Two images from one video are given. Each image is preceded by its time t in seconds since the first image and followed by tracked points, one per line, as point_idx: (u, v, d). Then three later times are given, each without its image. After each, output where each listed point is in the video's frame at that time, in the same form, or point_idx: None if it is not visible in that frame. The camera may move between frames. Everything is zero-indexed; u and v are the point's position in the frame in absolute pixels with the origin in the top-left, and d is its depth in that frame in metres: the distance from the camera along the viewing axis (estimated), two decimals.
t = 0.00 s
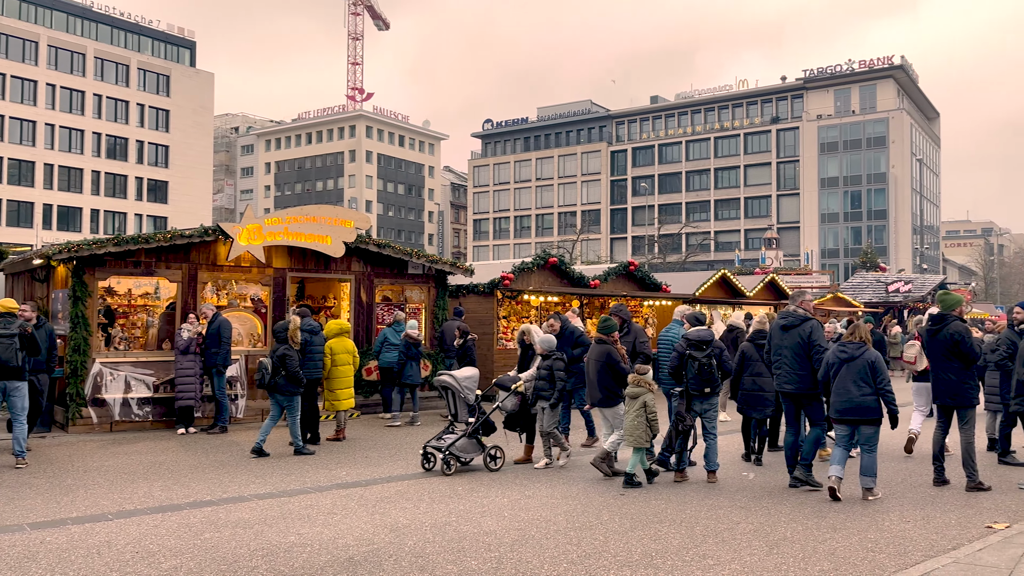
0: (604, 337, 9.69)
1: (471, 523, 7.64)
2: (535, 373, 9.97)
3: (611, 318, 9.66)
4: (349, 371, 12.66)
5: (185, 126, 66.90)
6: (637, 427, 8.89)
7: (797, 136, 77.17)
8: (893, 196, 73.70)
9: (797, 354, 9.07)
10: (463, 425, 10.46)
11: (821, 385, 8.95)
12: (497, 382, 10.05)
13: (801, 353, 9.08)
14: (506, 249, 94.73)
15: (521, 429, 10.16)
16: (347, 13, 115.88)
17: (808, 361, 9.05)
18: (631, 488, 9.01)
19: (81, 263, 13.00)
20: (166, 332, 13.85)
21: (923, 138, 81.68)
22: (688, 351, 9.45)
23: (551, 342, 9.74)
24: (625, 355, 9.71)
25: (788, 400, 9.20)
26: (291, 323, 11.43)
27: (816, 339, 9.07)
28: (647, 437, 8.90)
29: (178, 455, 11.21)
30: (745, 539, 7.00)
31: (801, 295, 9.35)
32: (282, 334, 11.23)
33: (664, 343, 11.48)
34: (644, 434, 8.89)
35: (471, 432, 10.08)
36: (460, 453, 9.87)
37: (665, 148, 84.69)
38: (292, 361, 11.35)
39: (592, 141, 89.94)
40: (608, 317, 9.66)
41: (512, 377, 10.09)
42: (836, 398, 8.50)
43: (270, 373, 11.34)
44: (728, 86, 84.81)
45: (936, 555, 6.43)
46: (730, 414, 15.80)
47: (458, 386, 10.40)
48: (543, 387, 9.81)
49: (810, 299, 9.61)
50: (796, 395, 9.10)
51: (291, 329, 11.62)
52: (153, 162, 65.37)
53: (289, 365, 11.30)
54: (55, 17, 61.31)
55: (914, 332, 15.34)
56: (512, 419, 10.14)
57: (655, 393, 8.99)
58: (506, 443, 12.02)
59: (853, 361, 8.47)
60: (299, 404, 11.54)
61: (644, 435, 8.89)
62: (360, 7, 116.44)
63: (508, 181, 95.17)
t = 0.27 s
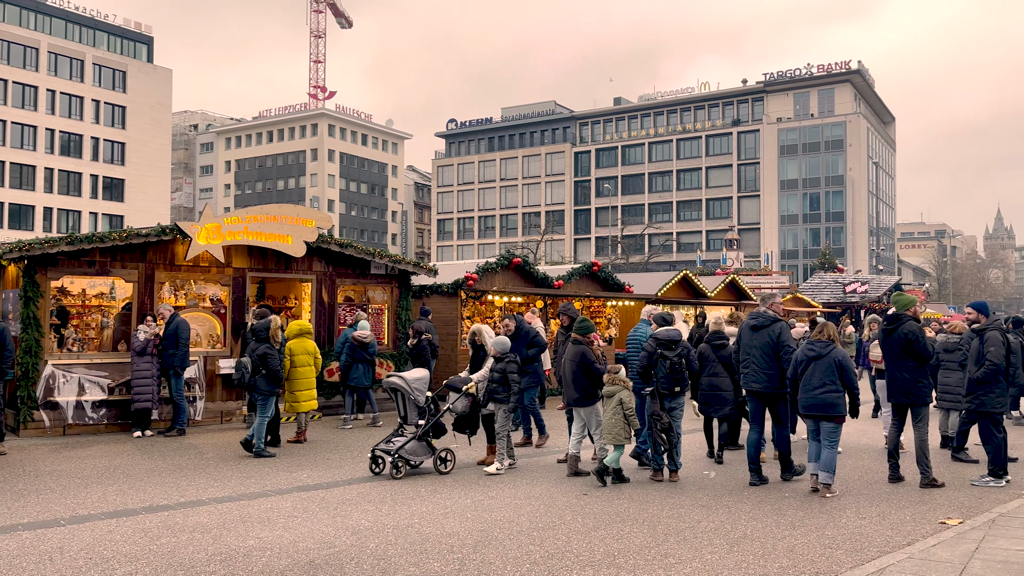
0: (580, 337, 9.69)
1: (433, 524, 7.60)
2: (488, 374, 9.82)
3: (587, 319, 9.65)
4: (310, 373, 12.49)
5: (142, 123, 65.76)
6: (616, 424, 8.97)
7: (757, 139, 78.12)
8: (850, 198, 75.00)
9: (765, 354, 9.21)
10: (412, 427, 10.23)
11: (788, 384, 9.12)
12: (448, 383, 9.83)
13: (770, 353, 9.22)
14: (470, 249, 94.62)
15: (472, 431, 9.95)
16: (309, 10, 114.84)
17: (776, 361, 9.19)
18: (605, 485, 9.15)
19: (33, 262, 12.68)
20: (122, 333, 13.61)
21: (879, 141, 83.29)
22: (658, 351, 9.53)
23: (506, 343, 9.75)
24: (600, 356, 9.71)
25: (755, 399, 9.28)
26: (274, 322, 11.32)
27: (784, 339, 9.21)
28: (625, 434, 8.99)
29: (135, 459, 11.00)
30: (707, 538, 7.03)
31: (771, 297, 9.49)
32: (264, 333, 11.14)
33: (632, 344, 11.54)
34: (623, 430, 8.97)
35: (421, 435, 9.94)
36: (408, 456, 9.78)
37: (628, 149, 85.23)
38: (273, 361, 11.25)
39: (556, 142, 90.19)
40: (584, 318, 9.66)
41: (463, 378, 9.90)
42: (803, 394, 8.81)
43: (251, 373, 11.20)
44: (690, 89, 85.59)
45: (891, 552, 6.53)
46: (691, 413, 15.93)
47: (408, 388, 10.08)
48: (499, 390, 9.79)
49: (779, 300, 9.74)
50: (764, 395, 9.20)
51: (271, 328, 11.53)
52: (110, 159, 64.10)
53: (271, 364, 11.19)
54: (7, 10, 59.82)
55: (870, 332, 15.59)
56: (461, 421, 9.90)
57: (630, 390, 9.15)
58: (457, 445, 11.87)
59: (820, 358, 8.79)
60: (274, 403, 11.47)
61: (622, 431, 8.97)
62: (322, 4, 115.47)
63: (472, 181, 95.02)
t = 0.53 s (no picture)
0: (557, 336, 9.68)
1: (397, 524, 7.54)
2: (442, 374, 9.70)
3: (564, 318, 9.66)
4: (273, 373, 12.29)
5: (99, 118, 64.50)
6: (593, 419, 9.14)
7: (720, 140, 78.95)
8: (810, 199, 76.03)
9: (740, 353, 9.45)
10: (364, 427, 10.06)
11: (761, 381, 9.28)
12: (400, 383, 9.62)
13: (745, 353, 9.47)
14: (435, 248, 94.26)
15: (424, 432, 9.76)
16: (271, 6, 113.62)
17: (750, 359, 9.45)
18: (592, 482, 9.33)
19: None
20: (78, 333, 13.44)
21: (838, 144, 84.61)
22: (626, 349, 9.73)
23: (461, 342, 9.67)
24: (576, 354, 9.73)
25: (728, 397, 9.41)
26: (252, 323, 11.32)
27: (758, 340, 9.52)
28: (601, 429, 9.15)
29: (91, 461, 10.76)
30: (670, 535, 7.06)
31: (748, 299, 9.81)
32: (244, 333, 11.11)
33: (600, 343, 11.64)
34: (600, 425, 9.14)
35: (372, 436, 9.75)
36: (360, 458, 9.59)
37: (592, 149, 85.57)
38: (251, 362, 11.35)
39: (521, 141, 90.22)
40: (561, 318, 9.67)
41: (415, 377, 9.74)
42: (769, 391, 9.01)
43: (228, 373, 11.30)
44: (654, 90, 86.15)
45: (850, 547, 6.61)
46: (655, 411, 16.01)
47: (359, 388, 9.91)
48: (452, 388, 9.79)
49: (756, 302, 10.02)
50: (737, 394, 9.36)
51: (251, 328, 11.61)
52: (66, 154, 62.75)
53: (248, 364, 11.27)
54: None
55: (827, 331, 15.83)
56: (413, 421, 9.72)
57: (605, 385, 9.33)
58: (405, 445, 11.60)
59: (786, 359, 8.94)
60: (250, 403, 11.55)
61: (599, 426, 9.14)
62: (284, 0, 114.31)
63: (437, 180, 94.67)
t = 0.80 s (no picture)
0: (526, 334, 9.88)
1: (355, 525, 7.45)
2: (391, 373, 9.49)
3: (533, 316, 9.84)
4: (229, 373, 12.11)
5: (48, 112, 62.99)
6: (562, 417, 9.23)
7: (678, 140, 79.61)
8: (766, 199, 77.05)
9: (707, 347, 9.99)
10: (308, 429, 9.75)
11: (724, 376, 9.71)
12: (345, 383, 9.44)
13: (712, 347, 10.00)
14: (394, 246, 93.68)
15: (372, 432, 9.67)
16: None
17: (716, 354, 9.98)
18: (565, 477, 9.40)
19: None
20: (25, 333, 12.99)
21: (793, 145, 85.93)
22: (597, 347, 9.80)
23: (409, 341, 9.38)
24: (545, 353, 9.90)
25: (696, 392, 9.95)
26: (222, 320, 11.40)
27: (726, 335, 10.08)
28: (569, 429, 9.24)
29: (38, 463, 10.47)
30: (628, 531, 7.09)
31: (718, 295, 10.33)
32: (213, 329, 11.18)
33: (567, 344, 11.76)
34: (570, 427, 9.24)
35: (316, 437, 9.51)
36: (303, 460, 9.36)
37: (553, 148, 85.75)
38: (221, 358, 11.37)
39: (482, 139, 90.01)
40: (530, 315, 9.85)
41: (362, 378, 9.53)
42: (731, 386, 9.28)
43: (198, 370, 11.25)
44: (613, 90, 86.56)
45: (805, 541, 6.69)
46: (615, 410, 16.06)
47: (303, 389, 9.59)
48: (400, 388, 9.49)
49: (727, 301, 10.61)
50: (705, 386, 9.88)
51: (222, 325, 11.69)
52: (13, 148, 61.13)
53: (220, 361, 11.30)
54: None
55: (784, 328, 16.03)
56: (360, 421, 9.60)
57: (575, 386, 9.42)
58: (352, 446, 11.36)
59: (745, 352, 9.28)
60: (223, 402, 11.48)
61: (568, 425, 9.24)
62: None
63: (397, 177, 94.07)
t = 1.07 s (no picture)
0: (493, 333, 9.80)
1: (308, 526, 7.37)
2: (333, 372, 9.31)
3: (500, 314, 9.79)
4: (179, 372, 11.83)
5: None
6: (519, 416, 9.38)
7: (635, 140, 80.24)
8: (721, 199, 78.03)
9: (670, 346, 10.17)
10: (248, 430, 9.59)
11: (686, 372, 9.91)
12: (288, 383, 9.20)
13: (674, 346, 10.22)
14: (351, 243, 92.93)
15: (315, 433, 9.37)
16: None
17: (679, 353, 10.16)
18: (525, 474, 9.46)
19: None
20: None
21: (747, 146, 87.22)
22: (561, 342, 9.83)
23: (350, 339, 9.19)
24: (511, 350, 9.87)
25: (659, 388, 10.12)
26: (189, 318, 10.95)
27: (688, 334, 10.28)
28: (527, 424, 9.38)
29: None
30: (584, 528, 7.12)
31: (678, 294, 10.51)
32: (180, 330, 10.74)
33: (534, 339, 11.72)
34: (525, 424, 9.39)
35: (257, 439, 9.31)
36: (243, 462, 9.14)
37: (511, 147, 85.73)
38: (187, 357, 11.03)
39: (440, 137, 89.56)
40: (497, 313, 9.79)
41: (305, 378, 9.31)
42: (693, 384, 9.42)
43: (165, 369, 10.95)
44: (571, 89, 86.80)
45: (756, 536, 6.78)
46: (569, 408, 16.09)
47: (242, 390, 9.44)
48: (339, 387, 9.24)
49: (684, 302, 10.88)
50: (667, 383, 10.07)
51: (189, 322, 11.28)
52: None
53: (185, 360, 10.97)
54: None
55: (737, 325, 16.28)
56: (304, 423, 9.32)
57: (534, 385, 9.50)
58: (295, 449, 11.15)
59: (707, 350, 9.44)
60: (194, 398, 11.20)
61: (524, 423, 9.38)
62: None
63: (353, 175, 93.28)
